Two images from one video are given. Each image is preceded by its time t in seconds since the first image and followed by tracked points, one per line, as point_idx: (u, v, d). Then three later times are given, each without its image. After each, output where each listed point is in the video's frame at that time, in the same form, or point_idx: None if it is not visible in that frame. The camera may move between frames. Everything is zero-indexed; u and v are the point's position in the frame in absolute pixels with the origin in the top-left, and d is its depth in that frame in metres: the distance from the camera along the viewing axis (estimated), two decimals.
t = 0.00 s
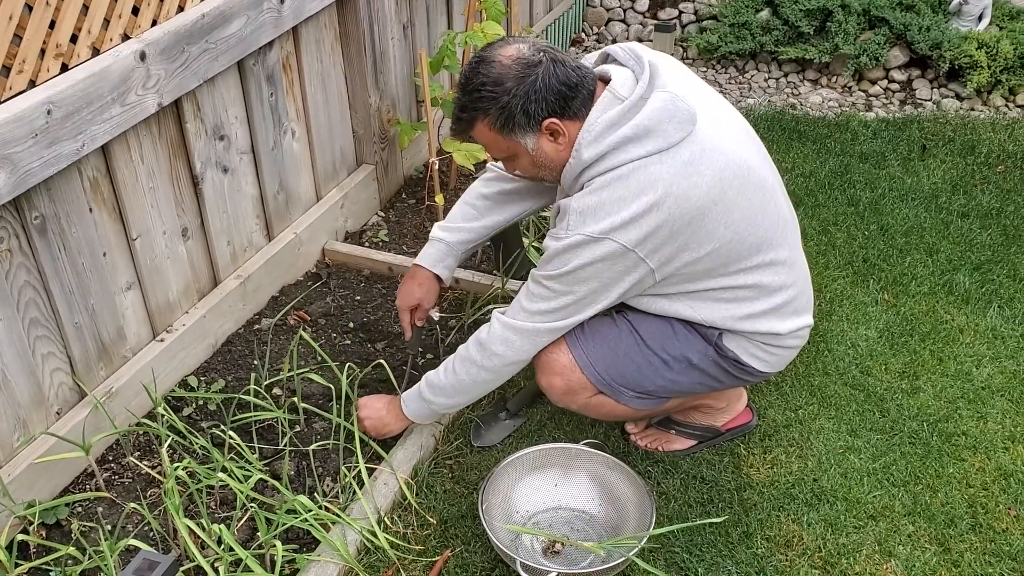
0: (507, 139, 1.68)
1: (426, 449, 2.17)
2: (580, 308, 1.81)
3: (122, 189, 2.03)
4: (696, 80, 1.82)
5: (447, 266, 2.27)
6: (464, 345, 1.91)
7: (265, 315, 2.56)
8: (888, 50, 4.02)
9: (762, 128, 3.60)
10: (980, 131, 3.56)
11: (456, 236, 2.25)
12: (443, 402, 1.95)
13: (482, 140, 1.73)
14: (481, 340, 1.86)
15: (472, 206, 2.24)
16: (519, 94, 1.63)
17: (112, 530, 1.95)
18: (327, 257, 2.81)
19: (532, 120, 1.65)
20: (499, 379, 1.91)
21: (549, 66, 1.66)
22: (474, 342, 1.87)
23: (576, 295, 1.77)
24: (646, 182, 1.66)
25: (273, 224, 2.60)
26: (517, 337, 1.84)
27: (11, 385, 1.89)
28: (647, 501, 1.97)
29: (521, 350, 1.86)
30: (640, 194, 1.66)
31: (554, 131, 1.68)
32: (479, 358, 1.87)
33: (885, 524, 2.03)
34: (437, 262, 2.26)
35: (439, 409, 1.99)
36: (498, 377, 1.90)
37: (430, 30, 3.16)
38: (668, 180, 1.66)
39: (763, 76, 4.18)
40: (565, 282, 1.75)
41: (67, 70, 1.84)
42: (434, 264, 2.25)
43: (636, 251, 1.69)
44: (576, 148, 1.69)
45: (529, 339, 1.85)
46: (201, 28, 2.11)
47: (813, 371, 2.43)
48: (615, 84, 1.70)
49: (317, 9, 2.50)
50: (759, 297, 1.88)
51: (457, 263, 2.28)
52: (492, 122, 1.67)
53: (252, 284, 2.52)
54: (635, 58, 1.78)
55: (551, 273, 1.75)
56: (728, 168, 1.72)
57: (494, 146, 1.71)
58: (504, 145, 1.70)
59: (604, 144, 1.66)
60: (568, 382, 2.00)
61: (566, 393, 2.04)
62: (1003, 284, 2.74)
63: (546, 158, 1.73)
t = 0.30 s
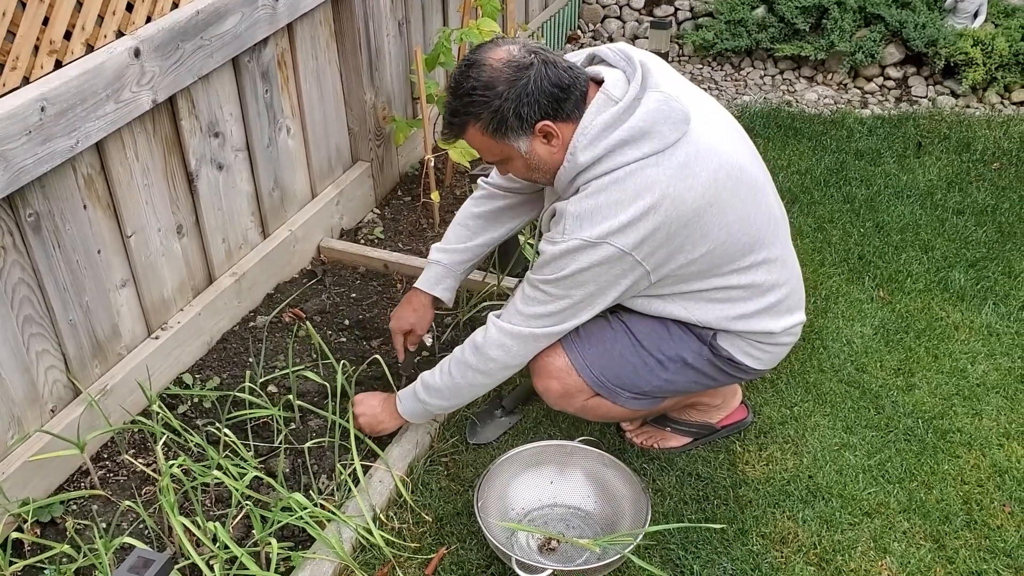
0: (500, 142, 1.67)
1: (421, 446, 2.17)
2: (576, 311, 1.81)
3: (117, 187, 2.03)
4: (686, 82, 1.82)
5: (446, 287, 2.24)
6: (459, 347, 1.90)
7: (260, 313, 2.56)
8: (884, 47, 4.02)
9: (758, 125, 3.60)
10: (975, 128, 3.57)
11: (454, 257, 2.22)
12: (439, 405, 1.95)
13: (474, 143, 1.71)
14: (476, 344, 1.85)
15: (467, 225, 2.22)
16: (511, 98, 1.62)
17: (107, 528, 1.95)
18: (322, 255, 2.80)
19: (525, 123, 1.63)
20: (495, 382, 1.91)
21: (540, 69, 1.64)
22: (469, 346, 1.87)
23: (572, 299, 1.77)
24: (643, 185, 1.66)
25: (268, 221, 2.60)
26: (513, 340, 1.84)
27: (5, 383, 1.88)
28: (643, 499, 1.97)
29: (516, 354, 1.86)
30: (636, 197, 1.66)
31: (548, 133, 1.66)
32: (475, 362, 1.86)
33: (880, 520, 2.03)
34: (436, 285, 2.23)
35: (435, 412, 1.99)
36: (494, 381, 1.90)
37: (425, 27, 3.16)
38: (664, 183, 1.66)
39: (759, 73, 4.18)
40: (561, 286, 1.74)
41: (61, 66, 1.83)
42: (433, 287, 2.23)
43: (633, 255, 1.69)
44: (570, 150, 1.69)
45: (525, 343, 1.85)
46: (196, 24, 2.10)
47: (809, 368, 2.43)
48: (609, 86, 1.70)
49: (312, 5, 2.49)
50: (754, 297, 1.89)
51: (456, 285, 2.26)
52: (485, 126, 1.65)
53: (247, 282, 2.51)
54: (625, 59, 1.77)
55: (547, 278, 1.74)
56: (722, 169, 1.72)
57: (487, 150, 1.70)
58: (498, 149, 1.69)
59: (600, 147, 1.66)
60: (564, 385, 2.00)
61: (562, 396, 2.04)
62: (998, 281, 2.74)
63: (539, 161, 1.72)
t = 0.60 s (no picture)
0: (503, 127, 1.68)
1: (415, 443, 2.17)
2: (572, 301, 1.81)
3: (110, 183, 2.02)
4: (687, 76, 1.82)
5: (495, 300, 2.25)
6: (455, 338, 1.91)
7: (254, 310, 2.56)
8: (878, 44, 4.02)
9: (752, 122, 3.60)
10: (968, 125, 3.57)
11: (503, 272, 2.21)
12: (436, 395, 1.96)
13: (478, 128, 1.73)
14: (473, 333, 1.86)
15: (509, 241, 2.19)
16: (515, 83, 1.63)
17: (101, 525, 1.95)
18: (317, 252, 2.80)
19: (527, 108, 1.65)
20: (491, 372, 1.91)
21: (546, 56, 1.66)
22: (465, 336, 1.87)
23: (567, 288, 1.77)
24: (639, 174, 1.66)
25: (263, 218, 2.60)
26: (509, 329, 1.84)
27: None
28: (636, 494, 1.97)
29: (512, 344, 1.86)
30: (632, 185, 1.66)
31: (550, 120, 1.68)
32: (471, 351, 1.86)
33: (872, 516, 2.04)
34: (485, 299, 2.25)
35: (432, 403, 1.99)
36: (490, 371, 1.90)
37: (419, 24, 3.16)
38: (660, 173, 1.66)
39: (753, 70, 4.18)
40: (557, 275, 1.74)
41: (53, 63, 1.82)
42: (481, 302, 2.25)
43: (628, 243, 1.69)
44: (569, 139, 1.68)
45: (521, 332, 1.85)
46: (189, 21, 2.10)
47: (802, 365, 2.44)
48: (607, 75, 1.70)
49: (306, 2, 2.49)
50: (749, 295, 1.88)
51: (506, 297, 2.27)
52: (488, 110, 1.67)
53: (241, 278, 2.51)
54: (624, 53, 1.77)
55: (543, 266, 1.74)
56: (719, 164, 1.72)
57: (490, 134, 1.71)
58: (500, 133, 1.70)
59: (597, 135, 1.65)
60: (558, 378, 2.01)
61: (554, 389, 2.04)
62: (991, 277, 2.75)
63: (540, 148, 1.73)
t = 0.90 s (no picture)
0: (495, 117, 1.68)
1: (412, 438, 2.17)
2: (572, 289, 1.80)
3: (106, 179, 2.02)
4: (679, 70, 1.84)
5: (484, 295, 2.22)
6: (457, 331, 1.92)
7: (251, 306, 2.56)
8: (874, 39, 4.03)
9: (749, 117, 3.60)
10: (965, 120, 3.58)
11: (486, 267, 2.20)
12: (439, 388, 1.96)
13: (470, 119, 1.73)
14: (474, 324, 1.86)
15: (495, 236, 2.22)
16: (506, 72, 1.64)
17: (98, 520, 1.95)
18: (313, 248, 2.80)
19: (519, 97, 1.65)
20: (493, 363, 1.90)
21: (536, 45, 1.66)
22: (466, 327, 1.87)
23: (565, 274, 1.76)
24: (632, 157, 1.66)
25: (259, 214, 2.60)
26: (511, 318, 1.84)
27: None
28: (632, 488, 1.98)
29: (514, 334, 1.86)
30: (626, 168, 1.66)
31: (541, 108, 1.68)
32: (472, 341, 1.86)
33: (868, 510, 2.05)
34: (471, 295, 2.22)
35: (436, 397, 1.99)
36: (493, 361, 1.90)
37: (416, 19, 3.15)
38: (654, 156, 1.67)
39: (750, 65, 4.19)
40: (554, 262, 1.74)
41: (49, 59, 1.82)
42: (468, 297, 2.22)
43: (624, 228, 1.69)
44: (562, 127, 1.69)
45: (522, 322, 1.85)
46: (185, 16, 2.10)
47: (798, 359, 2.45)
48: (597, 64, 1.71)
49: None
50: (747, 282, 1.88)
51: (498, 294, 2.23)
52: (480, 100, 1.67)
53: (238, 274, 2.51)
54: (614, 45, 1.79)
55: (540, 253, 1.74)
56: (714, 149, 1.73)
57: (483, 125, 1.71)
58: (492, 124, 1.71)
59: (590, 121, 1.66)
60: (559, 370, 2.01)
61: (556, 381, 2.04)
62: (986, 272, 2.76)
63: (533, 138, 1.73)
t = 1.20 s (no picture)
0: (491, 96, 1.69)
1: (408, 433, 2.18)
2: (567, 271, 1.79)
3: (101, 175, 2.02)
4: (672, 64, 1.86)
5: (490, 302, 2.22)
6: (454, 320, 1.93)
7: (246, 301, 2.56)
8: (869, 36, 4.03)
9: (744, 113, 3.61)
10: (959, 117, 3.59)
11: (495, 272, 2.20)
12: (436, 378, 1.96)
13: (467, 99, 1.74)
14: (470, 310, 1.87)
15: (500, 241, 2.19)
16: (503, 50, 1.65)
17: (93, 515, 1.95)
18: (309, 244, 2.80)
19: (515, 76, 1.66)
20: (491, 350, 1.91)
21: (535, 26, 1.68)
22: (463, 314, 1.88)
23: (559, 255, 1.76)
24: (623, 137, 1.68)
25: (255, 210, 2.60)
26: (507, 303, 1.85)
27: None
28: (628, 484, 1.99)
29: (509, 319, 1.87)
30: (618, 148, 1.67)
31: (537, 89, 1.69)
32: (469, 328, 1.87)
33: (862, 505, 2.06)
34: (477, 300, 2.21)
35: (435, 387, 2.00)
36: (490, 346, 1.90)
37: (412, 14, 3.16)
38: (645, 137, 1.68)
39: (746, 62, 4.19)
40: (549, 242, 1.74)
41: (44, 54, 1.82)
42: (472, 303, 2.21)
43: (616, 207, 1.69)
44: (557, 109, 1.70)
45: (518, 307, 1.85)
46: (181, 12, 2.10)
47: (793, 355, 2.45)
48: (589, 48, 1.72)
49: None
50: (740, 272, 1.89)
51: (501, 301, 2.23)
52: (477, 78, 1.68)
53: (234, 270, 2.51)
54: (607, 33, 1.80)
55: (535, 234, 1.75)
56: (705, 135, 1.74)
57: (479, 105, 1.72)
58: (487, 103, 1.72)
59: (582, 102, 1.67)
60: (547, 364, 2.02)
61: (545, 374, 2.05)
62: (980, 268, 2.77)
63: (528, 120, 1.74)
